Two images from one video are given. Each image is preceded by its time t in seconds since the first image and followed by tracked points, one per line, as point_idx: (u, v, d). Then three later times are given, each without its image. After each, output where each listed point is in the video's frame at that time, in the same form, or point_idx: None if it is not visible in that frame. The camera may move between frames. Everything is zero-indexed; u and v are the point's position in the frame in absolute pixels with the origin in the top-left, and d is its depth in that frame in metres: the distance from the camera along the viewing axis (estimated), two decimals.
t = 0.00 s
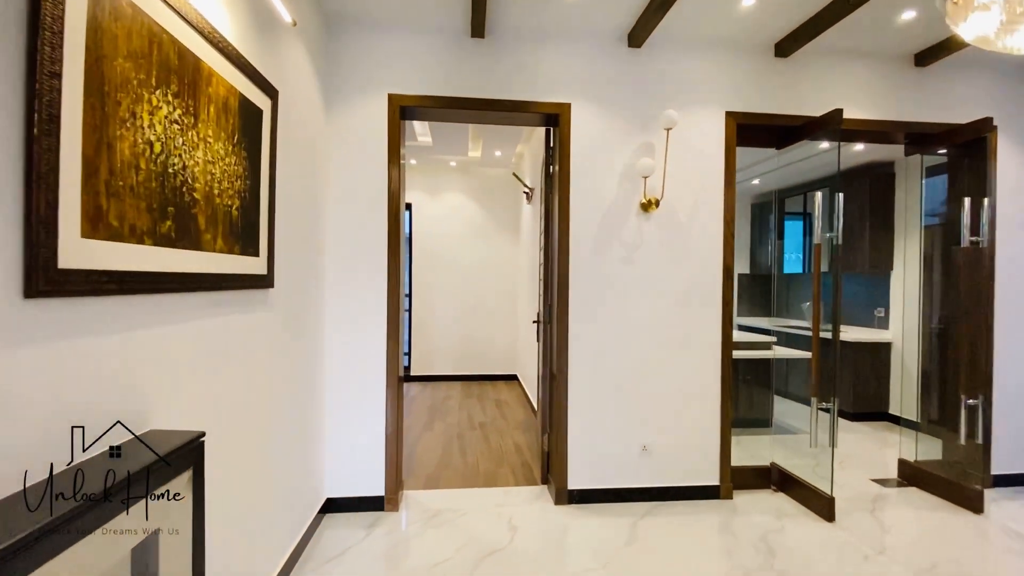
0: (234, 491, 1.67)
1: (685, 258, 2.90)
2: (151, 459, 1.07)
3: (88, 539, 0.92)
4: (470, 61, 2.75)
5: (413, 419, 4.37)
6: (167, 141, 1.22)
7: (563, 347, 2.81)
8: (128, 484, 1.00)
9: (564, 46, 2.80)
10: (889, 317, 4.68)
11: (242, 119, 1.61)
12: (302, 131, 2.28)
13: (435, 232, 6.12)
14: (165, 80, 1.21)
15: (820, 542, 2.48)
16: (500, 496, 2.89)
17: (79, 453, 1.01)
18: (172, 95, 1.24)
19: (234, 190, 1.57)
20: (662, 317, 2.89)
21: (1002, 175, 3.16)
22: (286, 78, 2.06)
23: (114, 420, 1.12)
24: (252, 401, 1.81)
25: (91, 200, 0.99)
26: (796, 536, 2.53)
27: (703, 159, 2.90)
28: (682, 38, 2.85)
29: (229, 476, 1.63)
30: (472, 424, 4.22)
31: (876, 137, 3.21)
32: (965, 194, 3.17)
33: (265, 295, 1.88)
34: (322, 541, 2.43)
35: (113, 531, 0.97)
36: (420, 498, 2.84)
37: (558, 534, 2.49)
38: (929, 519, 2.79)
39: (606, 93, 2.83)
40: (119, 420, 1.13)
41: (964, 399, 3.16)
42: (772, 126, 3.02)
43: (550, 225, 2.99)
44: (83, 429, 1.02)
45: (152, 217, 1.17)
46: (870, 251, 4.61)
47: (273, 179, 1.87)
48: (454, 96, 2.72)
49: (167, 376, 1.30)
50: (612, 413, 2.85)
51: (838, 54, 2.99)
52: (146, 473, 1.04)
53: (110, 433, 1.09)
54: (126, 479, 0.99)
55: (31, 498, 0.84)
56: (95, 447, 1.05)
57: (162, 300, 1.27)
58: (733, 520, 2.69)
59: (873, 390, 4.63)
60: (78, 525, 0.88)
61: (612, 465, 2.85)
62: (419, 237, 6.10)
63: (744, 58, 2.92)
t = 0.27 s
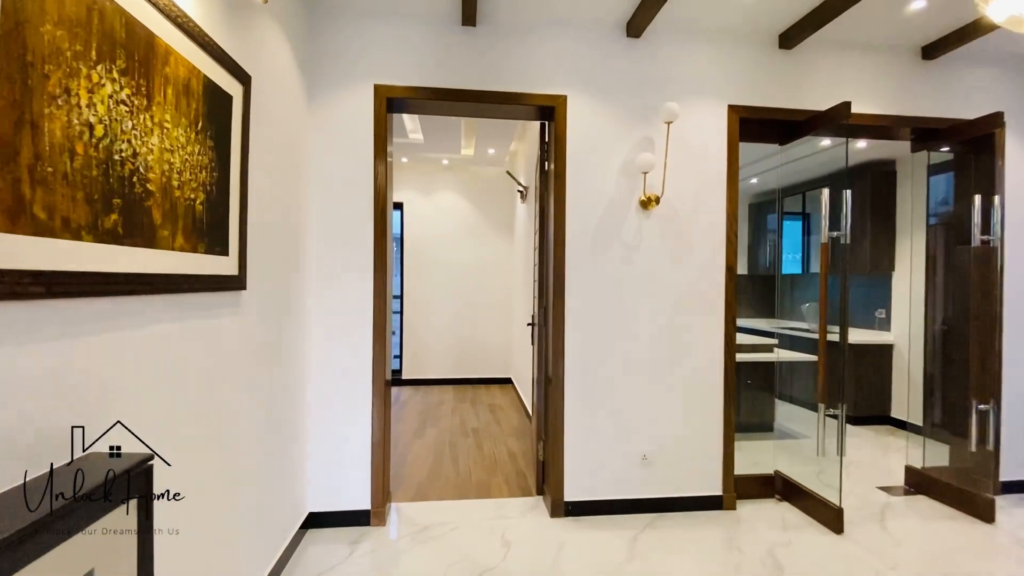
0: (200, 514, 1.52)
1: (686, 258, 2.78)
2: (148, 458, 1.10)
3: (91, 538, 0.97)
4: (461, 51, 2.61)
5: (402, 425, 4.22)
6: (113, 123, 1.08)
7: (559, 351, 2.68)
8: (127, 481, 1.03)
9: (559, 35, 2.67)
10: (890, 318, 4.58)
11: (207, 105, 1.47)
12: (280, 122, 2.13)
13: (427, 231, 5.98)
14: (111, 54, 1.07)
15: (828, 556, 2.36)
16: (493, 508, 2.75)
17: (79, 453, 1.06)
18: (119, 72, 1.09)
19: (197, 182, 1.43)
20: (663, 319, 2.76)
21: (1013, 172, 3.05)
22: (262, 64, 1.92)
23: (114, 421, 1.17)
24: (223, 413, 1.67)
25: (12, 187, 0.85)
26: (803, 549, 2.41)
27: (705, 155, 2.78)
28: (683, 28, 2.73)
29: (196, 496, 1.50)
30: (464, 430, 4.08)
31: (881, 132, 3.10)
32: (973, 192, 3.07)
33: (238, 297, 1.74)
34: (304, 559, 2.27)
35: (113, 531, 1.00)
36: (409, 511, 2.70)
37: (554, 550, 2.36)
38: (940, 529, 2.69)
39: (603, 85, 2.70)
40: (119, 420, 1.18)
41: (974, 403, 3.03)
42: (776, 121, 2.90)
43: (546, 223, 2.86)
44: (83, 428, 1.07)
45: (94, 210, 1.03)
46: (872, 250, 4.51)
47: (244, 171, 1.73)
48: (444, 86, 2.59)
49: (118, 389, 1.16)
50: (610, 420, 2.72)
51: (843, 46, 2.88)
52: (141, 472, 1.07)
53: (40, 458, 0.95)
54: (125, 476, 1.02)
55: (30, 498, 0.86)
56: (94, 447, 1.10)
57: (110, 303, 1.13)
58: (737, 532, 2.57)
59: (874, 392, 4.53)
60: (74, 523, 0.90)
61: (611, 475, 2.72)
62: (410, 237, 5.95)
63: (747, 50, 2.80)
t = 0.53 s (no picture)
0: (177, 525, 1.49)
1: (681, 258, 2.71)
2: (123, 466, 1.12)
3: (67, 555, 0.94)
4: (448, 42, 2.51)
5: (389, 430, 4.10)
6: (54, 105, 0.97)
7: (550, 353, 2.59)
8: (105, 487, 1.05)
9: (549, 28, 2.58)
10: (880, 319, 4.57)
11: (170, 90, 1.35)
12: (256, 114, 2.02)
13: (415, 231, 5.86)
14: (53, 29, 0.96)
15: (827, 563, 2.31)
16: (482, 517, 2.66)
17: (79, 451, 1.11)
18: (64, 49, 0.98)
19: (158, 174, 1.32)
20: (656, 321, 2.69)
21: (1003, 171, 3.05)
22: (235, 52, 1.80)
23: (114, 421, 1.23)
24: (190, 424, 1.55)
25: None
26: (801, 557, 2.35)
27: (699, 153, 2.72)
28: (678, 22, 2.66)
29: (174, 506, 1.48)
30: (453, 435, 3.98)
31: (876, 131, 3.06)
32: (967, 192, 3.04)
33: (207, 298, 1.63)
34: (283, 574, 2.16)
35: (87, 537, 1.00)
36: (395, 522, 2.59)
37: (546, 561, 2.27)
38: (937, 533, 2.65)
39: (595, 79, 2.62)
40: (119, 420, 1.23)
41: (970, 405, 2.98)
42: (771, 118, 2.84)
43: (536, 222, 2.77)
44: (82, 429, 1.12)
45: (32, 202, 0.92)
46: (862, 252, 4.50)
47: (213, 164, 1.61)
48: (430, 80, 2.49)
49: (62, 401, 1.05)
50: (603, 425, 2.64)
51: (837, 43, 2.83)
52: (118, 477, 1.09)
53: None
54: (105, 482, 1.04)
55: (33, 495, 0.86)
56: (94, 446, 1.16)
57: (52, 307, 1.01)
58: (732, 539, 2.51)
59: (866, 394, 4.51)
60: (63, 524, 0.91)
61: (604, 482, 2.64)
62: (398, 237, 5.83)
63: (741, 45, 2.74)
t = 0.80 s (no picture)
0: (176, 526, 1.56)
1: (669, 258, 2.67)
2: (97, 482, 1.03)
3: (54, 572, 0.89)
4: (431, 34, 2.44)
5: (371, 433, 4.01)
6: None
7: (536, 355, 2.54)
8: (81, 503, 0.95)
9: (536, 22, 2.53)
10: (862, 318, 4.62)
11: (132, 76, 1.26)
12: (228, 105, 1.93)
13: (398, 230, 5.76)
14: None
15: (815, 564, 2.30)
16: (467, 523, 2.59)
17: (79, 451, 1.16)
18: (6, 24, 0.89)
19: (119, 165, 1.23)
20: (644, 321, 2.65)
21: (983, 172, 3.09)
22: (205, 38, 1.71)
23: (114, 420, 1.27)
24: (157, 433, 1.46)
25: None
26: (789, 558, 2.33)
27: (688, 151, 2.69)
28: (666, 19, 2.63)
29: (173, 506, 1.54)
30: (437, 438, 3.90)
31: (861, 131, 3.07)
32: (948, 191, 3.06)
33: (175, 298, 1.53)
34: None
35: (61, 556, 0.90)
36: (377, 529, 2.51)
37: (533, 567, 2.22)
38: (921, 531, 2.66)
39: (582, 75, 2.57)
40: (119, 420, 1.28)
41: (952, 404, 3.01)
42: (758, 117, 2.83)
43: (522, 221, 2.71)
44: (82, 429, 1.16)
45: None
46: (844, 252, 4.55)
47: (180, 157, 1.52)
48: (413, 73, 2.41)
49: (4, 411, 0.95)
50: (591, 427, 2.60)
51: (823, 42, 2.83)
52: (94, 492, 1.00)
53: None
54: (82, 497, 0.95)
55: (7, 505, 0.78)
56: (94, 445, 1.20)
57: None
58: (721, 541, 2.48)
59: (848, 392, 4.55)
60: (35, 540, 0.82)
61: (592, 485, 2.60)
62: (381, 235, 5.72)
63: (728, 43, 2.72)
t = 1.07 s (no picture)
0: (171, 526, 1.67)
1: (648, 258, 2.67)
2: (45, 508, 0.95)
3: None
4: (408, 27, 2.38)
5: (346, 436, 3.91)
6: None
7: (515, 356, 2.50)
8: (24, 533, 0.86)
9: (515, 18, 2.49)
10: (832, 317, 4.73)
11: (83, 61, 1.18)
12: (194, 96, 1.84)
13: (375, 229, 5.66)
14: None
15: (792, 560, 2.32)
16: (445, 527, 2.54)
17: (80, 451, 1.23)
18: None
19: (69, 156, 1.15)
20: (623, 321, 2.64)
21: (950, 175, 3.18)
22: (168, 25, 1.62)
23: (114, 421, 1.36)
24: (117, 442, 1.37)
25: None
26: (767, 556, 2.35)
27: (667, 151, 2.69)
28: (646, 18, 2.62)
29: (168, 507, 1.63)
30: (414, 440, 3.83)
31: (833, 133, 3.13)
32: (917, 194, 3.14)
33: (134, 298, 1.44)
34: None
35: None
36: (352, 536, 2.44)
37: (513, 571, 2.18)
38: (892, 527, 2.72)
39: (562, 73, 2.55)
40: (119, 421, 1.37)
41: (920, 401, 3.09)
42: (735, 118, 2.85)
43: (501, 220, 2.68)
44: (82, 429, 1.23)
45: None
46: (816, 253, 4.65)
47: (137, 149, 1.43)
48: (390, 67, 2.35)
49: None
50: (571, 428, 2.58)
51: (798, 45, 2.87)
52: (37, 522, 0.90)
53: None
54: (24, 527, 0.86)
55: None
56: (94, 446, 1.28)
57: None
58: (699, 540, 2.49)
59: (819, 390, 4.65)
60: None
61: (571, 486, 2.58)
62: (357, 234, 5.61)
63: (706, 44, 2.74)
